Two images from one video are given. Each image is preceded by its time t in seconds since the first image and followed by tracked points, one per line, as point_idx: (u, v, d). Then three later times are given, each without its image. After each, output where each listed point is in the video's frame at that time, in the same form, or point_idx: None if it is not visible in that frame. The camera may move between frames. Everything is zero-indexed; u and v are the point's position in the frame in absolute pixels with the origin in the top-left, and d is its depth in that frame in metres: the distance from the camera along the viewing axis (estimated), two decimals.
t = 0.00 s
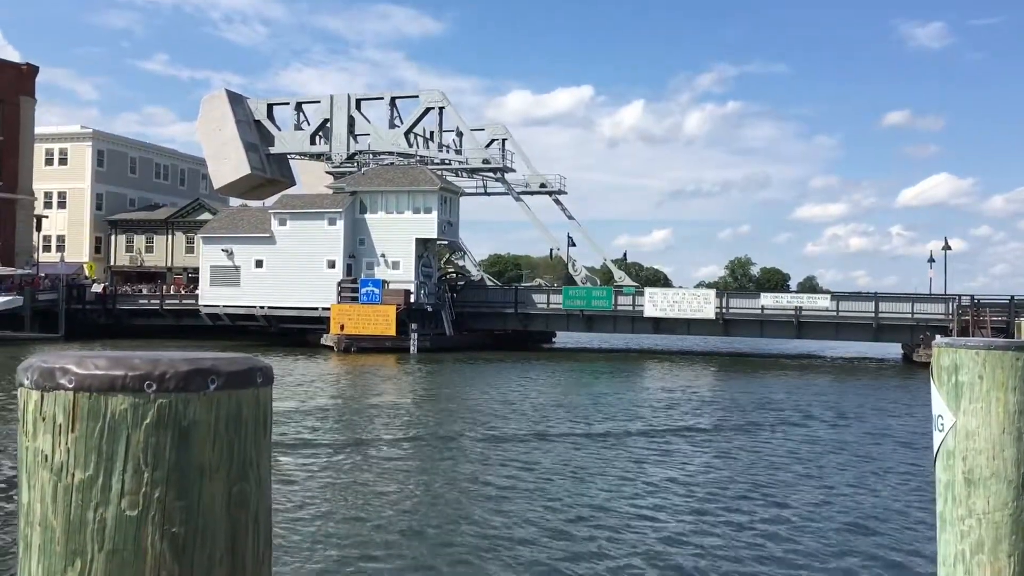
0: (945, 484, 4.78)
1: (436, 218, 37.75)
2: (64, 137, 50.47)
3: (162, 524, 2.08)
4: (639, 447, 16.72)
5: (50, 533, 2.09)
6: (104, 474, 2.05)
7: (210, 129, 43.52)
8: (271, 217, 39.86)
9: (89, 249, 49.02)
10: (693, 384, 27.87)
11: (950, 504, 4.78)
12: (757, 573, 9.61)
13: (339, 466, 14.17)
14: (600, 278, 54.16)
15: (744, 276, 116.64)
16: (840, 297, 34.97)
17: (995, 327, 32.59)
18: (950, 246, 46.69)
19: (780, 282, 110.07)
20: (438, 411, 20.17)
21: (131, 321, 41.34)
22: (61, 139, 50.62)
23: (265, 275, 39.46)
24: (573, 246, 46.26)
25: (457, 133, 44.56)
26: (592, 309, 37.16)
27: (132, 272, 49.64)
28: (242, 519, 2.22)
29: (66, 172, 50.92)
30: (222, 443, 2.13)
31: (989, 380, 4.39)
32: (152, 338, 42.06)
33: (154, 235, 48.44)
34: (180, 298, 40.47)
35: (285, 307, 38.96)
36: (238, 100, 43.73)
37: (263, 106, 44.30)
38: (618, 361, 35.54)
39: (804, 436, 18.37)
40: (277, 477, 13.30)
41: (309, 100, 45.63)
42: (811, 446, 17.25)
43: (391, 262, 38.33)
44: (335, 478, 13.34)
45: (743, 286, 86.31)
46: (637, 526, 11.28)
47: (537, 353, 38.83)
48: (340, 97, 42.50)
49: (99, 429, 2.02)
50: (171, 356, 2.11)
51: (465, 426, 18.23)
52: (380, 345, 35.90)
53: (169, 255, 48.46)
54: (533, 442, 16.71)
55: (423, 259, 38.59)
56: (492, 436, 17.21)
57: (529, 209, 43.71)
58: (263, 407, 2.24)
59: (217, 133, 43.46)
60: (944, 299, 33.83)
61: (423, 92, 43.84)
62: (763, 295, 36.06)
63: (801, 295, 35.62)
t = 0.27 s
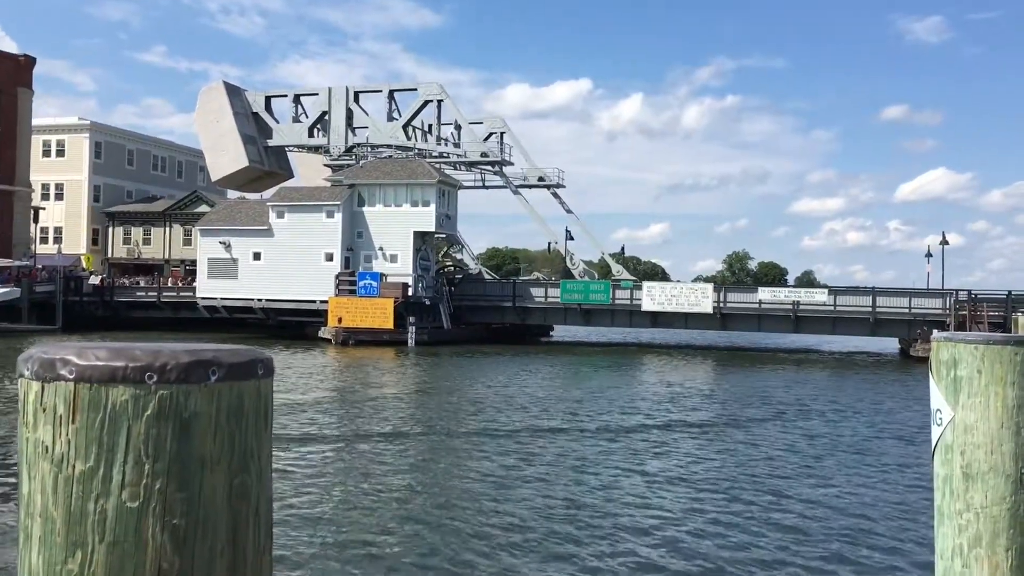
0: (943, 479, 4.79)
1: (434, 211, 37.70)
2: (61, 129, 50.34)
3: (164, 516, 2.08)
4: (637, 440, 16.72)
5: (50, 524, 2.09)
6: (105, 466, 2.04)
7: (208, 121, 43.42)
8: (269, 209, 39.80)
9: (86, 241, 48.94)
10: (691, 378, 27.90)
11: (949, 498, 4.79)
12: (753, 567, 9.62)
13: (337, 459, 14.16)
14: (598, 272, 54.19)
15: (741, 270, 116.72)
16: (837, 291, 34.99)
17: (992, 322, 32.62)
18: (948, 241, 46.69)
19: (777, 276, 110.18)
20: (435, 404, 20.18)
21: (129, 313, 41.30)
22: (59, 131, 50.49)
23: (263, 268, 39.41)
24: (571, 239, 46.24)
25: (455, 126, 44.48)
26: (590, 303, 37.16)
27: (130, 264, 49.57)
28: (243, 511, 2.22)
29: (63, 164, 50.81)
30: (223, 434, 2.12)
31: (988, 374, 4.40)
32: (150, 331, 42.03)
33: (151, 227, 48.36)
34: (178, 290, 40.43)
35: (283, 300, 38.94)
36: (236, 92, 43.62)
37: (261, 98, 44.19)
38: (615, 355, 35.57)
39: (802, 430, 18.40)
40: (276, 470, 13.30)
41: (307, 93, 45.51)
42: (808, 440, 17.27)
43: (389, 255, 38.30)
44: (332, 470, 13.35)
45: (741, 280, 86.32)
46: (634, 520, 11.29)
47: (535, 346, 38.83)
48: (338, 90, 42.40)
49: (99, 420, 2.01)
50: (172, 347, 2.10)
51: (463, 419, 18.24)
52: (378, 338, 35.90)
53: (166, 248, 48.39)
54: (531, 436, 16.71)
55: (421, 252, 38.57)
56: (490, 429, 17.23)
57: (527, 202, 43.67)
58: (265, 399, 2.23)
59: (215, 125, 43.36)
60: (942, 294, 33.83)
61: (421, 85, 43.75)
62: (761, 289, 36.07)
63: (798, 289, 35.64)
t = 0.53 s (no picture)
0: (945, 473, 4.79)
1: (435, 205, 37.68)
2: (62, 122, 50.33)
3: (170, 506, 2.08)
4: (638, 435, 16.74)
5: (56, 516, 2.09)
6: (110, 457, 2.04)
7: (209, 114, 43.37)
8: (270, 202, 39.80)
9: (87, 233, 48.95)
10: (692, 373, 27.91)
11: (950, 492, 4.79)
12: (753, 561, 9.64)
13: (339, 452, 14.18)
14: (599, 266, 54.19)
15: (743, 265, 116.82)
16: (839, 286, 34.98)
17: (993, 317, 32.62)
18: (950, 236, 46.64)
19: (778, 271, 110.24)
20: (437, 398, 20.21)
21: (130, 305, 41.33)
22: (60, 123, 50.48)
23: (264, 261, 39.42)
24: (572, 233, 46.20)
25: (457, 119, 44.42)
26: (591, 297, 37.15)
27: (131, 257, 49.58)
28: (248, 503, 2.22)
29: (64, 156, 50.80)
30: (228, 427, 2.12)
31: (991, 368, 4.40)
32: (151, 323, 42.06)
33: (153, 220, 48.37)
34: (179, 283, 40.46)
35: (284, 293, 38.96)
36: (237, 85, 43.57)
37: (262, 91, 44.14)
38: (616, 349, 35.58)
39: (803, 425, 18.40)
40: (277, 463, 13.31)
41: (308, 86, 45.45)
42: (809, 435, 17.28)
43: (390, 248, 38.31)
44: (333, 464, 13.38)
45: (742, 275, 86.23)
46: (634, 513, 11.32)
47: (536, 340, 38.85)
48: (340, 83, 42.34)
49: (105, 411, 2.01)
50: (177, 338, 2.10)
51: (464, 413, 18.27)
52: (379, 332, 35.94)
53: (167, 240, 48.39)
54: (531, 430, 16.73)
55: (423, 246, 38.56)
56: (492, 423, 17.25)
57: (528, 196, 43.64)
58: (269, 391, 2.23)
59: (217, 118, 43.31)
60: (944, 290, 33.80)
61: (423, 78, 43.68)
62: (762, 283, 36.06)
63: (800, 284, 35.63)
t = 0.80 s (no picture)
0: (950, 470, 4.77)
1: (439, 202, 37.67)
2: (67, 119, 50.42)
3: (176, 503, 2.08)
4: (642, 432, 16.73)
5: (63, 511, 2.09)
6: (117, 452, 2.04)
7: (213, 112, 43.40)
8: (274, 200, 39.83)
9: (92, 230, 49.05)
10: (696, 370, 27.88)
11: (955, 490, 4.78)
12: (758, 559, 9.63)
13: (344, 450, 14.18)
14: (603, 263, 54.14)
15: (747, 262, 116.61)
16: (843, 283, 34.93)
17: (999, 314, 32.55)
18: (954, 233, 46.51)
19: (783, 268, 110.01)
20: (441, 395, 20.22)
21: (135, 303, 41.40)
22: (64, 121, 50.56)
23: (268, 258, 39.45)
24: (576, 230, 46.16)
25: (461, 116, 44.39)
26: (595, 294, 37.13)
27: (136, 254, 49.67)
28: (254, 499, 2.22)
29: (69, 154, 50.88)
30: (234, 422, 2.12)
31: (996, 366, 4.39)
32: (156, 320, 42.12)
33: (157, 217, 48.44)
34: (184, 280, 40.52)
35: (288, 290, 39.00)
36: (241, 82, 43.60)
37: (266, 89, 44.17)
38: (620, 346, 35.55)
39: (807, 422, 18.37)
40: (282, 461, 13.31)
41: (312, 83, 45.45)
42: (813, 432, 17.26)
43: (394, 246, 38.31)
44: (338, 461, 13.40)
45: (746, 272, 86.02)
46: (639, 511, 11.31)
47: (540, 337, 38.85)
48: (344, 80, 42.34)
49: (111, 408, 2.02)
50: (183, 334, 2.10)
51: (468, 410, 18.27)
52: (383, 329, 35.95)
53: (172, 238, 48.46)
54: (535, 427, 16.72)
55: (427, 243, 38.57)
56: (496, 421, 17.25)
57: (532, 193, 43.62)
58: (275, 387, 2.23)
59: (221, 116, 43.34)
60: (949, 286, 33.71)
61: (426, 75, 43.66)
62: (767, 280, 36.00)
63: (804, 281, 35.57)
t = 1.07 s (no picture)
0: (955, 467, 4.78)
1: (442, 201, 37.69)
2: (70, 121, 50.54)
3: (182, 504, 2.10)
4: (647, 430, 16.73)
5: (71, 513, 2.11)
6: (123, 455, 2.06)
7: (216, 113, 43.46)
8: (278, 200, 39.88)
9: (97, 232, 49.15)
10: (700, 368, 27.86)
11: (960, 486, 4.78)
12: (763, 556, 9.62)
13: (349, 450, 14.19)
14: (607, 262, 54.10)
15: (751, 260, 116.52)
16: (848, 280, 34.88)
17: (1004, 310, 32.48)
18: (959, 229, 46.46)
19: (787, 265, 109.89)
20: (445, 395, 20.24)
21: (139, 304, 41.48)
22: (68, 123, 50.68)
23: (272, 259, 39.50)
24: (579, 228, 46.14)
25: (464, 116, 44.41)
26: (599, 293, 37.11)
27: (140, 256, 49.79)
28: (260, 500, 2.24)
29: (73, 156, 50.99)
30: (239, 422, 2.14)
31: (1001, 362, 4.38)
32: (160, 322, 42.20)
33: (161, 219, 48.52)
34: (189, 281, 40.60)
35: (292, 291, 39.05)
36: (244, 83, 43.65)
37: (269, 89, 44.23)
38: (625, 345, 35.54)
39: (813, 420, 18.35)
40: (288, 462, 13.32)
41: (315, 84, 45.48)
42: (818, 429, 17.24)
43: (398, 246, 38.35)
44: (344, 461, 13.42)
45: (749, 270, 85.96)
46: (643, 509, 11.32)
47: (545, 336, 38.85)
48: (346, 80, 42.38)
49: (117, 410, 2.03)
50: (189, 337, 2.12)
51: (473, 410, 18.28)
52: (388, 329, 35.97)
53: (176, 239, 48.55)
54: (540, 426, 16.73)
55: (431, 243, 38.59)
56: (501, 420, 17.27)
57: (536, 192, 43.63)
58: (280, 387, 2.25)
59: (224, 117, 43.39)
60: (954, 283, 33.64)
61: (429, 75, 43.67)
62: (771, 278, 35.96)
63: (808, 278, 35.53)
